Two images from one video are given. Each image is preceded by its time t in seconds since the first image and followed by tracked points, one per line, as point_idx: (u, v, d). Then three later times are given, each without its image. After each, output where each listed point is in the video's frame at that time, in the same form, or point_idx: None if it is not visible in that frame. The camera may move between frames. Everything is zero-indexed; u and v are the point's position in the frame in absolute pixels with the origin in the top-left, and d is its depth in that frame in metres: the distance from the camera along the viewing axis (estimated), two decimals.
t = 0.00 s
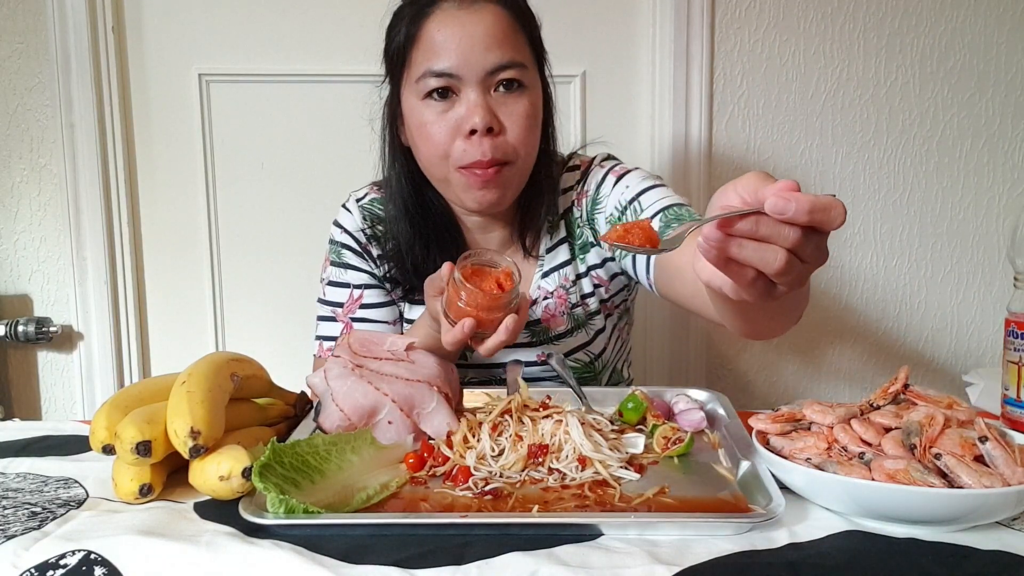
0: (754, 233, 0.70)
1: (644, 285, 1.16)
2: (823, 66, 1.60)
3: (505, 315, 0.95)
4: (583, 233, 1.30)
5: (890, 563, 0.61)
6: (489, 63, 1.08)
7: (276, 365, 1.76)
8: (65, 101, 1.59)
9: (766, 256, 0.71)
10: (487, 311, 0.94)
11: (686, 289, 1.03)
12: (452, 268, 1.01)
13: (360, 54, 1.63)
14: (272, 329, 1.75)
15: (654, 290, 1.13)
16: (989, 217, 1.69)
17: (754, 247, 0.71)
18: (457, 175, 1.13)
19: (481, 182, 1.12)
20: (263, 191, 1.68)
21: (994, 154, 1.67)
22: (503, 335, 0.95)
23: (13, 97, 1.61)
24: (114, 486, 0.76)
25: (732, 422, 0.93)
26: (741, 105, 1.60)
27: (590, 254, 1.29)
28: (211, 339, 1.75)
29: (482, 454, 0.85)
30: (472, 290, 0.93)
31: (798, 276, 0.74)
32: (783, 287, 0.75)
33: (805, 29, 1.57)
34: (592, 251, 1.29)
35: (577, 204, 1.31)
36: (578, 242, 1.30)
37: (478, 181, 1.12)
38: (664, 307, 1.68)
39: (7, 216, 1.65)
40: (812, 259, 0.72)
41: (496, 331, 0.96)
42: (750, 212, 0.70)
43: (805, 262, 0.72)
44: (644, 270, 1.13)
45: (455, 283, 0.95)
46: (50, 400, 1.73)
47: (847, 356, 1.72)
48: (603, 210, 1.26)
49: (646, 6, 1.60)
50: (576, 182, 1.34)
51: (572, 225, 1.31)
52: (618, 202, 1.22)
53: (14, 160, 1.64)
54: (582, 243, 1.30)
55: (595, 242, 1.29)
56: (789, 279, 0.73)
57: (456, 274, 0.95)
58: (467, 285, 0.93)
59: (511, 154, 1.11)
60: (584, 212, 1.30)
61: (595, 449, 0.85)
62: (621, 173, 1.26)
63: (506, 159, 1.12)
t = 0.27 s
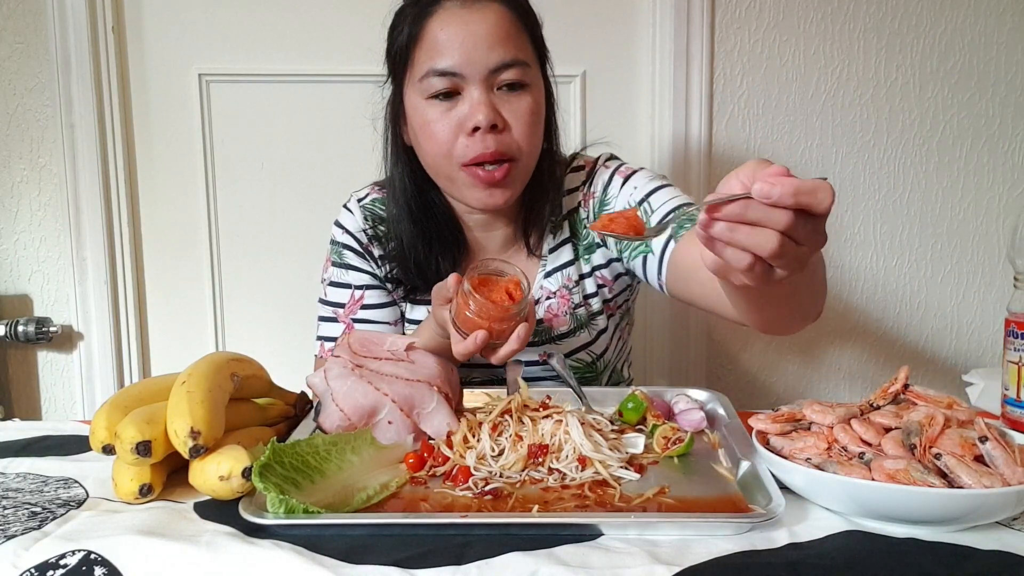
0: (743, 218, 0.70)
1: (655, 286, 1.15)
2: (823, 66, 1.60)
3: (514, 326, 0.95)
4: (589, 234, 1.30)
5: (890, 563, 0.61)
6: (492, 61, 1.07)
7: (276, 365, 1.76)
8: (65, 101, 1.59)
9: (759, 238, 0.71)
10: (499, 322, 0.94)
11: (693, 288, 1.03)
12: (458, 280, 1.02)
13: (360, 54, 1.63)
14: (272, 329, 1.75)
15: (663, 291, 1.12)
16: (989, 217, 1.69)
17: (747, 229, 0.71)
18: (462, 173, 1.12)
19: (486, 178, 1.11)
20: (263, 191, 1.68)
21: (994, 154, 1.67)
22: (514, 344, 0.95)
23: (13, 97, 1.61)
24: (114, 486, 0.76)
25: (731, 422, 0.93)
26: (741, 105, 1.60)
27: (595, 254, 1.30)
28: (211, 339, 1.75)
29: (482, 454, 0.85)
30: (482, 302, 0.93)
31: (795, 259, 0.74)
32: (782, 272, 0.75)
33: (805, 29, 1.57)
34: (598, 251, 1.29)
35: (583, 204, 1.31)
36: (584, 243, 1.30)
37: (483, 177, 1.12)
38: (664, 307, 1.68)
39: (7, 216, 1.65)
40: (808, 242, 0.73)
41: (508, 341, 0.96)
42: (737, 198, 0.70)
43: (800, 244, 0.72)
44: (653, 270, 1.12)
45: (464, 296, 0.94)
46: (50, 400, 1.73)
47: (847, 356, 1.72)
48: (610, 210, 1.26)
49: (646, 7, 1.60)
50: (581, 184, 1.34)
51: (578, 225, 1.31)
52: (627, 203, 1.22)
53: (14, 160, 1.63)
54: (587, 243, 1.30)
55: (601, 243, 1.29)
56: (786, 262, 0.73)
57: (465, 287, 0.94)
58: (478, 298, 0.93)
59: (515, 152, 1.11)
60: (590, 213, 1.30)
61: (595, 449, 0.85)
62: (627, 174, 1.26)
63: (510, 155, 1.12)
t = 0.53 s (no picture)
0: (655, 203, 0.77)
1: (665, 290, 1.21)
2: (823, 66, 1.60)
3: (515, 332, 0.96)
4: (594, 235, 1.30)
5: (890, 563, 0.61)
6: (490, 53, 1.08)
7: (276, 365, 1.76)
8: (65, 102, 1.59)
9: (668, 223, 0.77)
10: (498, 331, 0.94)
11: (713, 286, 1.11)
12: (455, 291, 1.03)
13: (359, 53, 1.63)
14: (272, 329, 1.75)
15: (674, 296, 1.19)
16: (989, 217, 1.69)
17: (656, 215, 0.78)
18: (460, 166, 1.11)
19: (484, 171, 1.10)
20: (263, 191, 1.68)
21: (994, 154, 1.67)
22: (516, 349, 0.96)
23: (13, 97, 1.61)
24: (114, 486, 0.76)
25: (731, 422, 0.93)
26: (741, 105, 1.60)
27: (598, 256, 1.30)
28: (211, 339, 1.75)
29: (482, 454, 0.85)
30: (482, 311, 0.92)
31: (715, 246, 0.78)
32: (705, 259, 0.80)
33: (805, 29, 1.57)
34: (603, 253, 1.30)
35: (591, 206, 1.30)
36: (588, 243, 1.30)
37: (481, 170, 1.10)
38: (664, 307, 1.68)
39: (7, 216, 1.65)
40: (725, 230, 0.76)
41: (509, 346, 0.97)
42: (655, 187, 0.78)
43: (716, 234, 0.77)
44: (666, 276, 1.19)
45: (463, 305, 0.94)
46: (51, 401, 1.73)
47: (847, 356, 1.72)
48: (620, 215, 1.26)
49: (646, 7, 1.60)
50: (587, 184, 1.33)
51: (584, 227, 1.30)
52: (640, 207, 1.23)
53: (14, 160, 1.63)
54: (593, 244, 1.30)
55: (606, 246, 1.29)
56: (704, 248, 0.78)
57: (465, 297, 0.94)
58: (477, 307, 0.93)
59: (513, 143, 1.10)
60: (598, 215, 1.29)
61: (595, 449, 0.85)
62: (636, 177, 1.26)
63: (509, 147, 1.11)
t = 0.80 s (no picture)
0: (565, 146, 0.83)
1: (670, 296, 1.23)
2: (823, 66, 1.60)
3: (516, 335, 0.96)
4: (597, 238, 1.31)
5: (890, 563, 0.61)
6: (495, 44, 1.08)
7: (275, 365, 1.76)
8: (65, 102, 1.59)
9: (573, 163, 0.82)
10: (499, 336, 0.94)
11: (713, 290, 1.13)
12: (453, 297, 1.02)
13: (359, 54, 1.63)
14: (272, 329, 1.75)
15: (677, 300, 1.21)
16: (989, 217, 1.69)
17: (568, 159, 0.83)
18: (464, 154, 1.10)
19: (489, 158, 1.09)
20: (263, 191, 1.68)
21: (994, 154, 1.67)
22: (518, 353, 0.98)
23: (13, 97, 1.61)
24: (114, 486, 0.76)
25: (731, 422, 0.93)
26: (741, 104, 1.60)
27: (601, 258, 1.30)
28: (211, 339, 1.75)
29: (482, 454, 0.85)
30: (482, 316, 0.92)
31: (612, 191, 0.81)
32: (608, 207, 0.83)
33: (804, 29, 1.57)
34: (605, 255, 1.30)
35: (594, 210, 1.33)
36: (590, 245, 1.31)
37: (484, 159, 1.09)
38: (664, 306, 1.68)
39: (7, 216, 1.65)
40: (615, 170, 0.79)
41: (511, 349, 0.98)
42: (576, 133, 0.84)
43: (612, 180, 0.80)
44: (670, 280, 1.21)
45: (463, 310, 0.94)
46: (50, 401, 1.73)
47: (847, 355, 1.72)
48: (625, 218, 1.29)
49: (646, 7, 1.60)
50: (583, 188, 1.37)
51: (586, 229, 1.32)
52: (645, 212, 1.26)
53: (14, 160, 1.63)
54: (595, 246, 1.30)
55: (609, 248, 1.30)
56: (605, 197, 0.82)
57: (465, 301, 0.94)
58: (477, 311, 0.93)
59: (518, 132, 1.09)
60: (600, 217, 1.32)
61: (595, 449, 0.85)
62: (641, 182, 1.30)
63: (513, 136, 1.10)
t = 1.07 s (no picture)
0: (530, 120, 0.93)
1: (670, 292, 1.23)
2: (823, 67, 1.60)
3: (518, 334, 0.96)
4: (596, 236, 1.31)
5: (891, 563, 0.61)
6: (503, 37, 1.08)
7: (275, 365, 1.76)
8: (65, 102, 1.59)
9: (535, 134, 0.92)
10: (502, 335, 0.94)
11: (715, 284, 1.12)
12: (456, 296, 1.02)
13: (359, 54, 1.63)
14: (272, 329, 1.75)
15: (677, 294, 1.21)
16: (989, 217, 1.69)
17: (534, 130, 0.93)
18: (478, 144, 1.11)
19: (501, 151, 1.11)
20: (263, 191, 1.68)
21: (994, 154, 1.67)
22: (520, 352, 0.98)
23: (13, 97, 1.61)
24: (114, 486, 0.76)
25: (732, 422, 0.93)
26: (741, 104, 1.60)
27: (600, 257, 1.30)
28: (211, 339, 1.75)
29: (482, 454, 0.85)
30: (485, 313, 0.92)
31: (563, 155, 0.89)
32: (564, 172, 0.91)
33: (804, 29, 1.57)
34: (605, 253, 1.30)
35: (593, 208, 1.33)
36: (589, 244, 1.31)
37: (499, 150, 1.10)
38: (664, 306, 1.68)
39: (7, 216, 1.65)
40: (564, 136, 0.89)
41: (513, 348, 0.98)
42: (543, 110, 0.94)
43: (563, 143, 0.89)
44: (670, 275, 1.21)
45: (465, 309, 0.93)
46: (51, 401, 1.73)
47: (847, 356, 1.72)
48: (624, 214, 1.28)
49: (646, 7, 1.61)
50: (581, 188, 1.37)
51: (584, 228, 1.32)
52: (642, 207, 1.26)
53: (14, 160, 1.63)
54: (593, 245, 1.30)
55: (608, 246, 1.30)
56: (561, 162, 0.90)
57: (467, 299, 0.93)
58: (479, 309, 0.92)
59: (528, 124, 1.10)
60: (598, 215, 1.32)
61: (594, 449, 0.85)
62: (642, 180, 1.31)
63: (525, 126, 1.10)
